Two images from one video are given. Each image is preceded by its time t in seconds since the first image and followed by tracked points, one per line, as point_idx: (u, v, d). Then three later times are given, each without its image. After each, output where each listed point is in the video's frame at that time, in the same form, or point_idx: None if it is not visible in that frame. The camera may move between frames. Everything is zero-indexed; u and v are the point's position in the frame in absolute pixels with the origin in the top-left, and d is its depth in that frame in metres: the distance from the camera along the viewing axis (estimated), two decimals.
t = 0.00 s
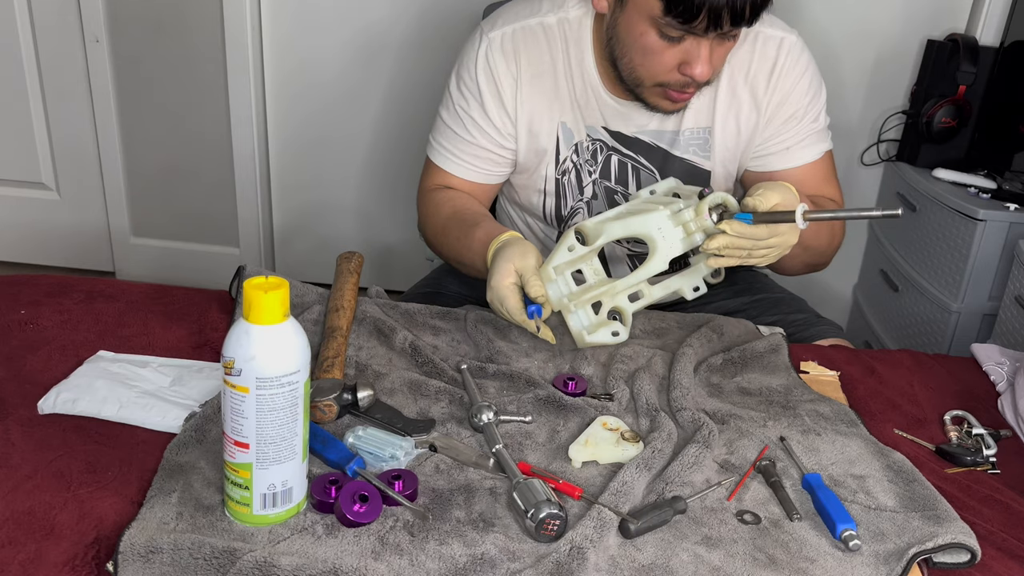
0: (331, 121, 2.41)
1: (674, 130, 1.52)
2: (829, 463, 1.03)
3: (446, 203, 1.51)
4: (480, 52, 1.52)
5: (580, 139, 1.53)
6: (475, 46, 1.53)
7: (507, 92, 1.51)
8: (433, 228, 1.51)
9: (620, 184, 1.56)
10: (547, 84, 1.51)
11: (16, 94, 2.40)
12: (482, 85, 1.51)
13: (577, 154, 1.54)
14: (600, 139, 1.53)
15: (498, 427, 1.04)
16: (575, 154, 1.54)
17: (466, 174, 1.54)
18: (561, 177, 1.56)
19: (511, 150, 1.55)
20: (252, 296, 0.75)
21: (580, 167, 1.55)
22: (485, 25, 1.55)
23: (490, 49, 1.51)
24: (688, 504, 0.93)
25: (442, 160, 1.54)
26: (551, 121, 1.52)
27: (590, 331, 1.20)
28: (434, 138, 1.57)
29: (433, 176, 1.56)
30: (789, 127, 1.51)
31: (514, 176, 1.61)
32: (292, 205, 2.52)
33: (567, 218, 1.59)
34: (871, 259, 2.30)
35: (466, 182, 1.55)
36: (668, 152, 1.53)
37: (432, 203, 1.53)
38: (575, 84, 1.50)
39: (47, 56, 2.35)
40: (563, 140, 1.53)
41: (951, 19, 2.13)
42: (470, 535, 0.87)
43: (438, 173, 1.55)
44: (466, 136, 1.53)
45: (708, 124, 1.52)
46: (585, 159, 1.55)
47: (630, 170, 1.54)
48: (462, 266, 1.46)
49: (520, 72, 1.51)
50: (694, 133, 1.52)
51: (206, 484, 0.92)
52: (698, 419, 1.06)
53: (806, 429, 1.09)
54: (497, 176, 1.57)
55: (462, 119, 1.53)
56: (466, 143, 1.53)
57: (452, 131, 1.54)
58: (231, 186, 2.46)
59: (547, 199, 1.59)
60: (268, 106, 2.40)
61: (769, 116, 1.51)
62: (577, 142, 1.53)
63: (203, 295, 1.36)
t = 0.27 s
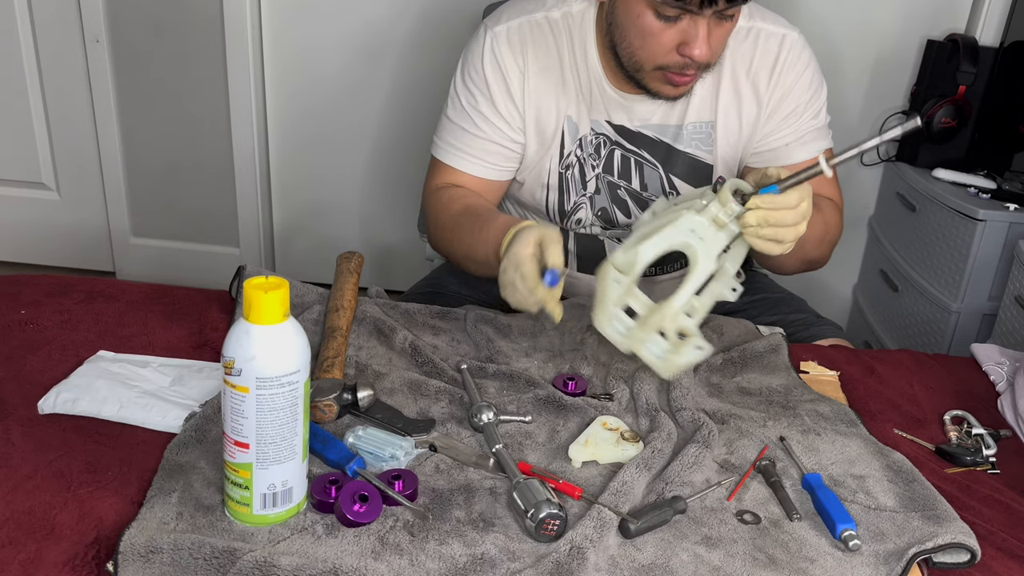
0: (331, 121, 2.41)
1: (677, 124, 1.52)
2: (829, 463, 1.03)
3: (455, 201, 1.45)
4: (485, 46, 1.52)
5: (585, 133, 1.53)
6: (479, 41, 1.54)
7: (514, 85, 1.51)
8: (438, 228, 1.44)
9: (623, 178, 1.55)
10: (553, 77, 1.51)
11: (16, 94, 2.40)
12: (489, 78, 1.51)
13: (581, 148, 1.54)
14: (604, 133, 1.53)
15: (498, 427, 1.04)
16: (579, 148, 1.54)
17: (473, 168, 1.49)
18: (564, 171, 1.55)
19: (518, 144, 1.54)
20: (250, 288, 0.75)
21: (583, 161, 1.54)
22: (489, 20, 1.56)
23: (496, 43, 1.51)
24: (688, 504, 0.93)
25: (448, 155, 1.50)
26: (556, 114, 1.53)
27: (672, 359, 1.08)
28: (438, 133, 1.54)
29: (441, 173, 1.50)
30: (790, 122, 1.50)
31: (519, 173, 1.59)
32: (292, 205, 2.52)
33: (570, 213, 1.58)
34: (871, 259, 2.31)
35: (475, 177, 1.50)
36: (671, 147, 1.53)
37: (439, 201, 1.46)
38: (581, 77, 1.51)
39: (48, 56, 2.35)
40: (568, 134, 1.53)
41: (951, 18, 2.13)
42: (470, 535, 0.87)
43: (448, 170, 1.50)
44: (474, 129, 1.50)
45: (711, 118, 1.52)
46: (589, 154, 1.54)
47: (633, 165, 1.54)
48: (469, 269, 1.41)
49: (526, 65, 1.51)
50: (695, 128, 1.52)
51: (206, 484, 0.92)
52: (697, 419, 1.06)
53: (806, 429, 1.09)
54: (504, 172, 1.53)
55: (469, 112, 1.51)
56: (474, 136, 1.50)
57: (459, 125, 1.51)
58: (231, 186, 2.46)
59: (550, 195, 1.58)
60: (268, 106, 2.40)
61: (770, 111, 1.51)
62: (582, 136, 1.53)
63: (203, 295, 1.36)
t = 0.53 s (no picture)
0: (330, 121, 2.41)
1: (676, 124, 1.52)
2: (829, 464, 1.03)
3: (456, 187, 1.54)
4: (485, 43, 1.55)
5: (582, 129, 1.54)
6: (480, 37, 1.56)
7: (510, 82, 1.53)
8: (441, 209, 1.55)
9: (622, 177, 1.56)
10: (550, 75, 1.52)
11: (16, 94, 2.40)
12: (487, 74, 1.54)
13: (579, 145, 1.55)
14: (602, 131, 1.53)
15: (498, 427, 1.04)
16: (576, 145, 1.55)
17: (470, 162, 1.56)
18: (562, 167, 1.57)
19: (513, 141, 1.57)
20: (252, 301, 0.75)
21: (581, 158, 1.55)
22: (491, 16, 1.58)
23: (494, 40, 1.54)
24: (688, 505, 0.93)
25: (445, 149, 1.57)
26: (552, 112, 1.54)
27: (762, 428, 1.04)
28: (436, 128, 1.60)
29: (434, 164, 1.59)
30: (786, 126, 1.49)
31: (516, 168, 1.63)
32: (292, 205, 2.52)
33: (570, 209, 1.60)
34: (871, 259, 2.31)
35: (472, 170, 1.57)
36: (670, 147, 1.53)
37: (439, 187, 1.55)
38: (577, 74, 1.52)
39: (48, 56, 2.35)
40: (565, 131, 1.54)
41: (951, 18, 2.13)
42: (470, 535, 0.87)
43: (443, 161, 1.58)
44: (470, 124, 1.55)
45: (711, 120, 1.51)
46: (587, 151, 1.55)
47: (631, 164, 1.54)
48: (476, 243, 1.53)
49: (523, 62, 1.53)
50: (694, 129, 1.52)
51: (206, 484, 0.92)
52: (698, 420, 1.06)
53: (806, 430, 1.09)
54: (500, 165, 1.59)
55: (466, 109, 1.56)
56: (470, 132, 1.55)
57: (456, 120, 1.57)
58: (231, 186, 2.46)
59: (550, 191, 1.61)
60: (268, 106, 2.40)
61: (768, 114, 1.50)
62: (579, 133, 1.54)
63: (203, 295, 1.37)
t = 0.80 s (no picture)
0: (330, 121, 2.41)
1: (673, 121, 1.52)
2: (829, 464, 1.03)
3: (456, 173, 1.56)
4: (483, 35, 1.56)
5: (577, 124, 1.55)
6: (479, 29, 1.58)
7: (507, 74, 1.55)
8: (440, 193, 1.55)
9: (617, 172, 1.57)
10: (546, 67, 1.53)
11: (16, 94, 2.40)
12: (485, 65, 1.56)
13: (575, 138, 1.56)
14: (597, 126, 1.54)
15: (498, 427, 1.04)
16: (572, 138, 1.56)
17: (467, 152, 1.58)
18: (559, 161, 1.58)
19: (509, 132, 1.58)
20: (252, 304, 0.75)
21: (578, 152, 1.56)
22: (492, 9, 1.59)
23: (492, 32, 1.55)
24: (688, 505, 0.93)
25: (441, 138, 1.58)
26: (547, 104, 1.55)
27: (762, 424, 1.04)
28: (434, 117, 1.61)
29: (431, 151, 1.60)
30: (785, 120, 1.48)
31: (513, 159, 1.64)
32: (292, 205, 2.52)
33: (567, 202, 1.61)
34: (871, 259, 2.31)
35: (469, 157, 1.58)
36: (666, 144, 1.53)
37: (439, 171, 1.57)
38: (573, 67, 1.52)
39: (48, 56, 2.35)
40: (561, 124, 1.55)
41: (951, 18, 2.13)
42: (470, 535, 0.87)
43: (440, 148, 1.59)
44: (467, 114, 1.57)
45: (708, 116, 1.51)
46: (583, 145, 1.56)
47: (626, 160, 1.55)
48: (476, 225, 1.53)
49: (520, 55, 1.54)
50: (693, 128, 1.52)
51: (206, 484, 0.92)
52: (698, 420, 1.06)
53: (806, 431, 1.09)
54: (496, 156, 1.60)
55: (463, 98, 1.58)
56: (467, 121, 1.57)
57: (452, 110, 1.58)
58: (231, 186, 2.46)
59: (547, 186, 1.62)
60: (268, 106, 2.40)
61: (769, 108, 1.49)
62: (574, 127, 1.55)
63: (203, 295, 1.37)
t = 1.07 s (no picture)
0: (330, 121, 2.41)
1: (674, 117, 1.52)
2: (829, 466, 1.03)
3: (466, 165, 1.53)
4: (493, 26, 1.56)
5: (582, 117, 1.55)
6: (488, 21, 1.58)
7: (516, 66, 1.55)
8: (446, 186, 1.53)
9: (620, 167, 1.57)
10: (555, 60, 1.53)
11: (16, 94, 2.40)
12: (494, 57, 1.55)
13: (579, 132, 1.56)
14: (600, 120, 1.54)
15: (499, 428, 1.04)
16: (577, 132, 1.56)
17: (474, 144, 1.56)
18: (563, 154, 1.58)
19: (516, 124, 1.58)
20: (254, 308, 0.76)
21: (581, 146, 1.57)
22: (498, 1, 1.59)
23: (502, 24, 1.55)
24: (688, 506, 0.93)
25: (448, 129, 1.57)
26: (555, 97, 1.55)
27: (761, 428, 1.04)
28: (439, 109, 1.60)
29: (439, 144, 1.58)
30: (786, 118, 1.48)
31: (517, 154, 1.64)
32: (292, 205, 2.52)
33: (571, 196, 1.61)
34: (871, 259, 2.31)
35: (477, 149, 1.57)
36: (666, 139, 1.53)
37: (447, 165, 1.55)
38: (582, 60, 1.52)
39: (48, 56, 2.35)
40: (566, 117, 1.56)
41: (951, 19, 2.13)
42: (470, 535, 0.87)
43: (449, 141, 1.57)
44: (475, 105, 1.56)
45: (709, 113, 1.51)
46: (587, 138, 1.56)
47: (628, 155, 1.55)
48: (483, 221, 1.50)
49: (529, 47, 1.54)
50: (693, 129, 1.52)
51: (206, 483, 0.92)
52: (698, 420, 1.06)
53: (806, 433, 1.09)
54: (503, 149, 1.59)
55: (471, 90, 1.57)
56: (475, 113, 1.56)
57: (459, 101, 1.57)
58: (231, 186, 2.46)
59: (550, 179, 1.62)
60: (268, 106, 2.40)
61: (770, 107, 1.49)
62: (579, 120, 1.55)
63: (203, 295, 1.36)
